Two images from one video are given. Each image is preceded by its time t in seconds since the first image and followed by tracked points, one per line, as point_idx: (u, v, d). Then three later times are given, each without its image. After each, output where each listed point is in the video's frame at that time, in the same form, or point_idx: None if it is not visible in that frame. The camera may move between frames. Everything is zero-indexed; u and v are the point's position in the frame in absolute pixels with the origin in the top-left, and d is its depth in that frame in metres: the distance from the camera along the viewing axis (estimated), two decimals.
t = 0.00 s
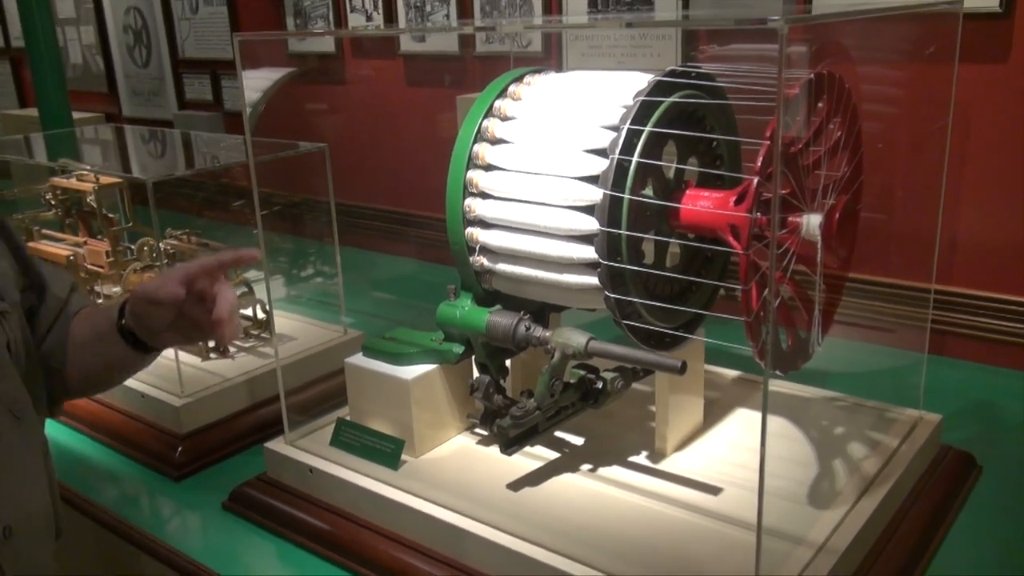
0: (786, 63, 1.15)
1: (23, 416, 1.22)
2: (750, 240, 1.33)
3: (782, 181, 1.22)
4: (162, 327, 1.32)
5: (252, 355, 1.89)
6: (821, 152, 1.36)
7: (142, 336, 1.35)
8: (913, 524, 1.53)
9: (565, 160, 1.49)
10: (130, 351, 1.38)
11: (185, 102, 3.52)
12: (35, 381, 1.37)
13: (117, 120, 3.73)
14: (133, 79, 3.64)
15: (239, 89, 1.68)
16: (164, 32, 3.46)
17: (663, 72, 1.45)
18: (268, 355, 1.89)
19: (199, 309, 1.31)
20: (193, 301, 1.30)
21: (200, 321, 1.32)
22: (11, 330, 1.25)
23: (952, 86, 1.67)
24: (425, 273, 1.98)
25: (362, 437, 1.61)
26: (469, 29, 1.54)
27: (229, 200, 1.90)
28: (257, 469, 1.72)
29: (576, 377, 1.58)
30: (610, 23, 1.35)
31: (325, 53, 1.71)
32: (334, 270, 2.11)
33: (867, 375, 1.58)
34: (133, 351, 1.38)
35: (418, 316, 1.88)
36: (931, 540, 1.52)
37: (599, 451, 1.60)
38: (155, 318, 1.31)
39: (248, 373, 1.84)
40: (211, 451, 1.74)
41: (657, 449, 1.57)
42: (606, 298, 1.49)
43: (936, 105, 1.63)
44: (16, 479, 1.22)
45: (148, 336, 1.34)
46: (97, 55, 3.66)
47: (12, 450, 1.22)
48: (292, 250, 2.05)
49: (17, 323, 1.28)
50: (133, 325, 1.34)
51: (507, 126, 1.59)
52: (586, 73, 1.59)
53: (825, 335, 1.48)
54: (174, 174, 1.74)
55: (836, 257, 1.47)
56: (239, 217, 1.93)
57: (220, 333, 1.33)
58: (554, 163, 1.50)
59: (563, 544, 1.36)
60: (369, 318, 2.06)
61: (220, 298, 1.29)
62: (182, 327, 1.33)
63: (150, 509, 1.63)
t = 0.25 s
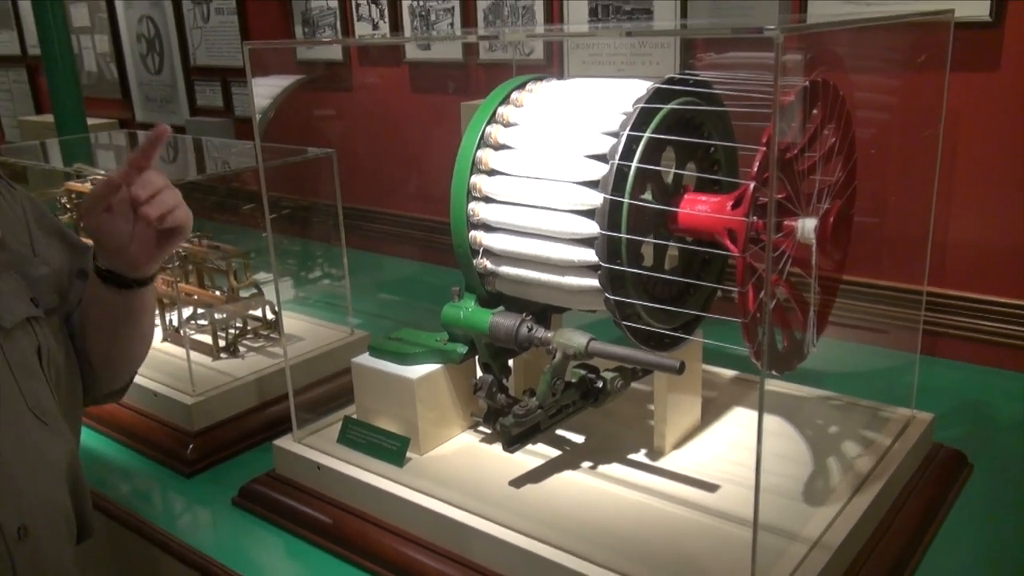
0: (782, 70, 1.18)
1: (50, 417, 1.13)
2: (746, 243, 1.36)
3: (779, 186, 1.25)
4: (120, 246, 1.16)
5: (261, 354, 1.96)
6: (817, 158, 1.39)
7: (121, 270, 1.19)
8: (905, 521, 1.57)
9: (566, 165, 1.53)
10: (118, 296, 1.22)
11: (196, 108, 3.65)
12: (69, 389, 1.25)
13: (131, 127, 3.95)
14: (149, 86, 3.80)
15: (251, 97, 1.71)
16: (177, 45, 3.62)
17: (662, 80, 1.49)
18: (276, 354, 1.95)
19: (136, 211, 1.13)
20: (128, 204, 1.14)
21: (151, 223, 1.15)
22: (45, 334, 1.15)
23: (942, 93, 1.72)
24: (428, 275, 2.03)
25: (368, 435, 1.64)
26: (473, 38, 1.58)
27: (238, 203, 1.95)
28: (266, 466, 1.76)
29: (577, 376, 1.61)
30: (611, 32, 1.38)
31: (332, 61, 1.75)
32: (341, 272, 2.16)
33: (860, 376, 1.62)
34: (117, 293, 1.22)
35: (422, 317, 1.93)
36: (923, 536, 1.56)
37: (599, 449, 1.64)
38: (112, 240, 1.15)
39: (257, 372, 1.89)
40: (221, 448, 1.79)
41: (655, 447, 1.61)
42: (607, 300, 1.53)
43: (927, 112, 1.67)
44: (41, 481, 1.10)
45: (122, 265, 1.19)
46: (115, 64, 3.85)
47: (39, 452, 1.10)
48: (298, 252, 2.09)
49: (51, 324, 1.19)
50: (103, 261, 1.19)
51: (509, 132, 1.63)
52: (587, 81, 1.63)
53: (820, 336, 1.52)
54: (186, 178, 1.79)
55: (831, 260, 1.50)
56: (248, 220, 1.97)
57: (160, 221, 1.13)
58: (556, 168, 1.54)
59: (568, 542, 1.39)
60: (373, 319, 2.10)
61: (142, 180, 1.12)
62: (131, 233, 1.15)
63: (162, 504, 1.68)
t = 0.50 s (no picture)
0: (780, 77, 1.20)
1: (62, 430, 1.13)
2: (745, 246, 1.38)
3: (777, 191, 1.28)
4: (217, 340, 1.31)
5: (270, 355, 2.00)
6: (813, 162, 1.41)
7: (194, 354, 1.32)
8: (900, 518, 1.60)
9: (567, 170, 1.57)
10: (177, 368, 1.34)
11: (207, 114, 3.74)
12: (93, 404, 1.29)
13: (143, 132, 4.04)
14: (160, 93, 3.88)
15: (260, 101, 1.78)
16: (187, 53, 3.70)
17: (662, 86, 1.53)
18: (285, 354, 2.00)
19: (250, 325, 1.31)
20: (245, 317, 1.31)
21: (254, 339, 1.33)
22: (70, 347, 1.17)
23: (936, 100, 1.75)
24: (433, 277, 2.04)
25: (373, 432, 1.69)
26: (477, 46, 1.62)
27: (248, 207, 2.00)
28: (274, 463, 1.80)
29: (579, 376, 1.65)
30: (612, 40, 1.41)
31: (339, 67, 1.79)
32: (347, 275, 2.27)
33: (856, 376, 1.65)
34: (179, 369, 1.34)
35: (427, 318, 1.97)
36: (918, 533, 1.59)
37: (600, 447, 1.67)
38: (210, 331, 1.30)
39: (265, 372, 1.94)
40: (231, 446, 1.83)
41: (655, 445, 1.65)
42: (608, 301, 1.57)
43: (921, 119, 1.70)
44: (51, 490, 1.10)
45: (203, 352, 1.32)
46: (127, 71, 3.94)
47: (49, 461, 1.10)
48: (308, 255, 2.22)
49: (78, 338, 1.21)
50: (185, 338, 1.32)
51: (513, 137, 1.67)
52: (588, 87, 1.67)
53: (816, 337, 1.55)
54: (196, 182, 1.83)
55: (826, 263, 1.53)
56: (257, 223, 2.01)
57: (264, 339, 1.30)
58: (558, 172, 1.58)
59: (573, 539, 1.42)
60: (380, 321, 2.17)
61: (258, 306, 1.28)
62: (235, 346, 1.32)
63: (173, 501, 1.72)
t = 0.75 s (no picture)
0: (783, 84, 1.22)
1: (89, 423, 1.16)
2: (748, 249, 1.40)
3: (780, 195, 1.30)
4: (228, 323, 1.29)
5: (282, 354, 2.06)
6: (815, 168, 1.44)
7: (211, 340, 1.30)
8: (901, 517, 1.63)
9: (574, 175, 1.61)
10: (200, 358, 1.32)
11: (221, 119, 3.79)
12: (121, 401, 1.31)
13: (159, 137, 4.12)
14: (176, 99, 3.95)
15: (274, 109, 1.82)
16: (203, 59, 3.77)
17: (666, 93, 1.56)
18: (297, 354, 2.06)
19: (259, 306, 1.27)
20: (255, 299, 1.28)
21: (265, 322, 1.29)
22: (96, 343, 1.20)
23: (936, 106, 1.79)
24: (443, 279, 2.10)
25: (382, 430, 1.73)
26: (486, 53, 1.65)
27: (261, 211, 2.05)
28: (287, 461, 1.85)
29: (585, 376, 1.68)
30: (617, 48, 1.45)
31: (351, 74, 1.82)
32: (358, 278, 2.32)
33: (856, 377, 1.69)
34: (201, 356, 1.32)
35: (436, 320, 2.01)
36: (918, 531, 1.62)
37: (606, 446, 1.71)
38: (221, 315, 1.28)
39: (278, 371, 1.99)
40: (246, 443, 1.88)
41: (660, 445, 1.68)
42: (614, 303, 1.60)
43: (921, 124, 1.73)
44: (75, 481, 1.13)
45: (218, 337, 1.30)
46: (143, 76, 4.01)
47: (75, 452, 1.13)
48: (320, 258, 2.27)
49: (106, 336, 1.24)
50: (200, 325, 1.30)
51: (521, 143, 1.71)
52: (595, 93, 1.70)
53: (819, 339, 1.58)
54: (211, 186, 1.88)
55: (829, 266, 1.56)
56: (273, 226, 2.08)
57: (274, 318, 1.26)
58: (565, 177, 1.62)
59: (579, 536, 1.45)
60: (391, 321, 2.22)
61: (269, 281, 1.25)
62: (249, 331, 1.29)
63: (188, 496, 1.76)
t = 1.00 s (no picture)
0: (790, 92, 1.23)
1: (116, 417, 1.22)
2: (754, 254, 1.42)
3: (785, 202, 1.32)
4: (219, 314, 1.31)
5: (297, 354, 2.12)
6: (820, 174, 1.46)
7: (204, 329, 1.32)
8: (901, 518, 1.66)
9: (583, 180, 1.64)
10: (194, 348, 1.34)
11: (238, 123, 3.86)
12: (139, 397, 1.35)
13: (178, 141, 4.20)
14: (194, 104, 4.03)
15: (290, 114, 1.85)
16: (221, 66, 3.83)
17: (674, 101, 1.59)
18: (311, 354, 2.13)
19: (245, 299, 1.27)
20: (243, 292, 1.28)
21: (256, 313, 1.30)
22: (124, 339, 1.24)
23: (939, 114, 1.82)
24: (454, 281, 2.15)
25: (394, 429, 1.77)
26: (497, 61, 1.69)
27: (276, 212, 2.12)
28: (300, 458, 1.90)
29: (592, 377, 1.72)
30: (625, 56, 1.49)
31: (365, 80, 1.85)
32: (371, 279, 2.35)
33: (858, 379, 1.72)
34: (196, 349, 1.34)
35: (447, 321, 2.05)
36: (919, 531, 1.65)
37: (613, 445, 1.74)
38: (211, 307, 1.30)
39: (293, 370, 2.04)
40: (261, 440, 1.93)
41: (665, 444, 1.71)
42: (621, 306, 1.64)
43: (923, 132, 1.77)
44: (100, 472, 1.16)
45: (210, 326, 1.32)
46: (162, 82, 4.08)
47: (103, 444, 1.18)
48: (333, 260, 2.29)
49: (130, 334, 1.29)
50: (194, 316, 1.32)
51: (531, 148, 1.75)
52: (603, 101, 1.74)
53: (821, 342, 1.61)
54: (228, 189, 1.93)
55: (833, 270, 1.59)
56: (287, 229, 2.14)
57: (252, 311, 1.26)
58: (574, 183, 1.66)
59: (585, 533, 1.49)
60: (403, 322, 2.26)
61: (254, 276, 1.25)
62: (235, 321, 1.30)
63: (204, 492, 1.82)
